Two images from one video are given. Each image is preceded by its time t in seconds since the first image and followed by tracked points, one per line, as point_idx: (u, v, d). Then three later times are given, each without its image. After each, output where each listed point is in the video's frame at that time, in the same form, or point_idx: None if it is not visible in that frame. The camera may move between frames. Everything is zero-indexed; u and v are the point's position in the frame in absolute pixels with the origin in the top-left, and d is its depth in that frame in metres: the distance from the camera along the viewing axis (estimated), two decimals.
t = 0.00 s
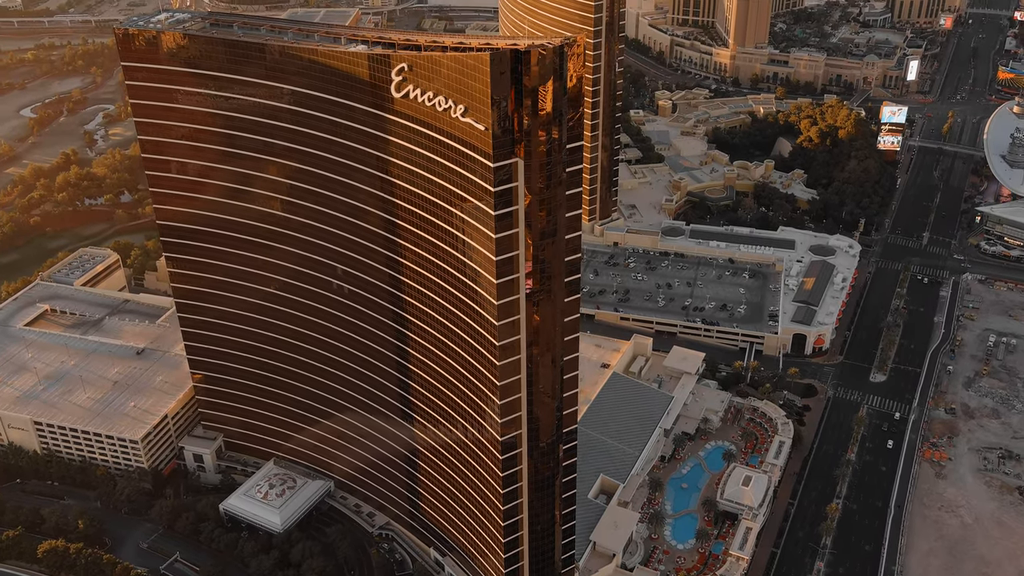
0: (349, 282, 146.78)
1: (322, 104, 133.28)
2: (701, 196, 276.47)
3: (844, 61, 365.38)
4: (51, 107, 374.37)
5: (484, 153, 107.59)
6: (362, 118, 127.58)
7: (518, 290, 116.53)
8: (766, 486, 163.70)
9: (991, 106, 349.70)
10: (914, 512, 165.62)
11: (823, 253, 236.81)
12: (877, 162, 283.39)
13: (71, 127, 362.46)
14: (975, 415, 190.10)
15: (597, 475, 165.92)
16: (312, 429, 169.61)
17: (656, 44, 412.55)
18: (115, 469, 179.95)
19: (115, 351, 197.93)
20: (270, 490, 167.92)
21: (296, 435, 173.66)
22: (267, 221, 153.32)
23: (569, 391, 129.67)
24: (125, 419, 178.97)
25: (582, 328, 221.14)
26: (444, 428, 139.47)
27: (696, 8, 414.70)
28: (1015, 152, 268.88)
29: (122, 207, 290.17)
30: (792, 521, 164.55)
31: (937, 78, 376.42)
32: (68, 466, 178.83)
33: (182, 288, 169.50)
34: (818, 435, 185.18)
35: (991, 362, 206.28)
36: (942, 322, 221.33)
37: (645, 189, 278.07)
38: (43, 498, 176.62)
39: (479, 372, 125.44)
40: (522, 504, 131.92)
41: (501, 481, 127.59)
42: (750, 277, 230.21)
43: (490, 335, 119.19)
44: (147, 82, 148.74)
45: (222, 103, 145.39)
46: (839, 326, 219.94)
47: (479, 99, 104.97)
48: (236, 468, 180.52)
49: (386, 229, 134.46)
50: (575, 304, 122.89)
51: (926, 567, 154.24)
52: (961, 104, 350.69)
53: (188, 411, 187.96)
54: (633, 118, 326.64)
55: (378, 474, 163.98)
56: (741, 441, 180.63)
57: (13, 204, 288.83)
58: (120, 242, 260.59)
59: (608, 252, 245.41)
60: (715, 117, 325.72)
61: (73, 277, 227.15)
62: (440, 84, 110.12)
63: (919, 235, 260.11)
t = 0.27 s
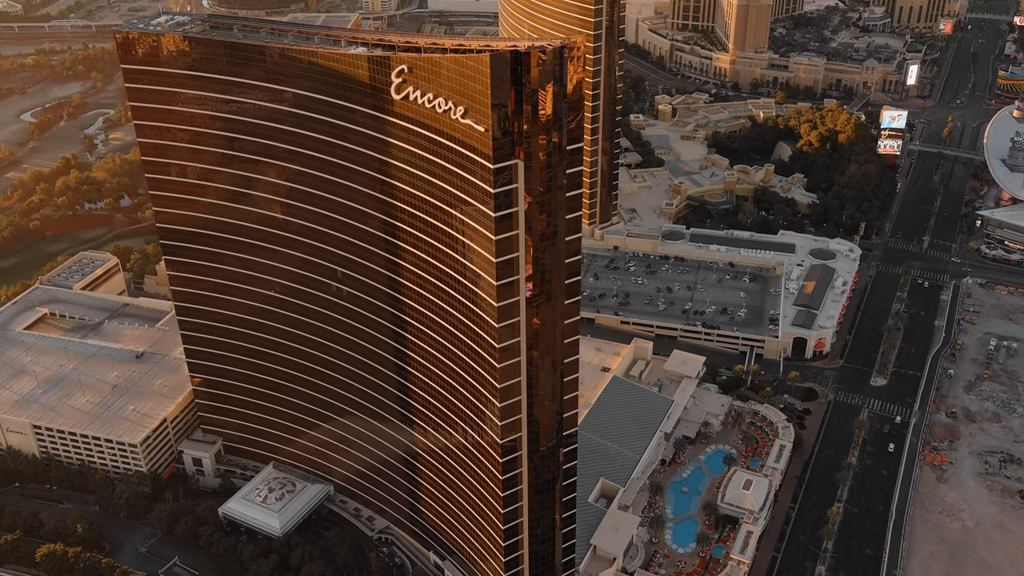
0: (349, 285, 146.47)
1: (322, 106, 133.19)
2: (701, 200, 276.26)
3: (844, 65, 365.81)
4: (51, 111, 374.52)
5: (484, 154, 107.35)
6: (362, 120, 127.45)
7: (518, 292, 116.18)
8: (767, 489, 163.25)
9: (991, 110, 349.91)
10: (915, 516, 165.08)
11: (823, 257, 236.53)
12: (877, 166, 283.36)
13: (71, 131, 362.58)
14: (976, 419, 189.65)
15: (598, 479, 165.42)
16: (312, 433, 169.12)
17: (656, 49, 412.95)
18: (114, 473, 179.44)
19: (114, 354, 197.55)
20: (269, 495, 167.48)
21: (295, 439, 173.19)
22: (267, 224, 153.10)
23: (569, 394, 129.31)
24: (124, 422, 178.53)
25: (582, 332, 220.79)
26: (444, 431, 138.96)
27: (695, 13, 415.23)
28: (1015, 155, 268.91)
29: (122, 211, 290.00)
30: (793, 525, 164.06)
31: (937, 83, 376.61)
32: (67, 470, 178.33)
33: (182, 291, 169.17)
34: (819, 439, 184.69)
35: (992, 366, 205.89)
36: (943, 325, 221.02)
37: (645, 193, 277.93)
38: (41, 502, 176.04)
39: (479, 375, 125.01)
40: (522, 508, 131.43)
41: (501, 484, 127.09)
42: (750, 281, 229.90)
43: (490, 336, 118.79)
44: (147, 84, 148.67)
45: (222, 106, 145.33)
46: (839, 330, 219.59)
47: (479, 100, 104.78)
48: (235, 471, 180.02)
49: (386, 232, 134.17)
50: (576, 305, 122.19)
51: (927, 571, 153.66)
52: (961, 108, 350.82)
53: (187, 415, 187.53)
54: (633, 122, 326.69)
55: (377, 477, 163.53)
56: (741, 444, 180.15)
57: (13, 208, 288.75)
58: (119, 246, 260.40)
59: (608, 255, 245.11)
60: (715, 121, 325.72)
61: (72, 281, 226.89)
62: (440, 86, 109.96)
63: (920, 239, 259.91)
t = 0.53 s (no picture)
0: (349, 287, 146.15)
1: (322, 108, 133.01)
2: (701, 204, 276.12)
3: (844, 70, 366.20)
4: (51, 116, 374.68)
5: (484, 155, 107.12)
6: (362, 122, 127.28)
7: (518, 294, 115.82)
8: (768, 492, 162.68)
9: (991, 115, 350.07)
10: (916, 519, 164.53)
11: (823, 261, 236.26)
12: (877, 171, 283.33)
13: (71, 136, 362.77)
14: (978, 423, 189.16)
15: (598, 482, 164.91)
16: (312, 436, 168.62)
17: (656, 54, 413.44)
18: (113, 476, 178.92)
19: (113, 358, 197.19)
20: (268, 498, 166.93)
21: (294, 442, 172.74)
22: (267, 227, 152.82)
23: (569, 396, 128.88)
24: (123, 426, 178.09)
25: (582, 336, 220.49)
26: (444, 434, 138.44)
27: (695, 18, 415.65)
28: (1015, 159, 268.99)
29: (121, 215, 289.85)
30: (794, 529, 163.53)
31: (937, 88, 376.74)
32: (66, 474, 177.83)
33: (181, 294, 168.84)
34: (819, 443, 184.18)
35: (993, 369, 205.51)
36: (944, 329, 220.66)
37: (645, 197, 277.86)
38: (40, 505, 175.54)
39: (478, 377, 124.59)
40: (522, 511, 130.89)
41: (501, 487, 126.58)
42: (750, 285, 229.64)
43: (490, 338, 118.36)
44: (147, 87, 148.63)
45: (221, 108, 145.19)
46: (840, 334, 219.27)
47: (479, 102, 104.59)
48: (234, 475, 179.52)
49: (386, 234, 133.88)
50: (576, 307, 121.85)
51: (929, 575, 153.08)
52: (961, 113, 350.99)
53: (186, 419, 187.09)
54: (633, 126, 326.80)
55: (376, 481, 163.03)
56: (741, 448, 179.71)
57: (13, 212, 288.66)
58: (119, 250, 260.24)
59: (608, 259, 244.88)
60: (715, 125, 325.81)
61: (71, 285, 226.66)
62: (440, 87, 109.82)
63: (920, 243, 259.72)
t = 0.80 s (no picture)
0: (349, 291, 145.91)
1: (322, 110, 132.81)
2: (701, 209, 276.12)
3: (843, 75, 366.68)
4: (51, 121, 374.89)
5: (484, 157, 106.87)
6: (362, 125, 127.13)
7: (518, 296, 115.50)
8: (769, 496, 162.06)
9: (990, 119, 350.36)
10: (918, 523, 163.97)
11: (824, 265, 235.96)
12: (877, 175, 283.35)
13: (71, 141, 362.92)
14: (979, 427, 188.64)
15: (598, 486, 164.45)
16: (311, 440, 168.18)
17: (656, 59, 413.97)
18: (112, 480, 178.38)
19: (112, 361, 196.79)
20: (268, 502, 166.51)
21: (294, 446, 172.20)
22: (267, 229, 152.55)
23: (569, 399, 128.42)
24: (122, 429, 177.67)
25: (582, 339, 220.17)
26: (444, 438, 137.94)
27: (695, 23, 416.35)
28: (1015, 164, 269.15)
29: (121, 219, 289.74)
30: (795, 533, 162.96)
31: (937, 92, 377.12)
32: (64, 478, 177.35)
33: (181, 297, 168.53)
34: (820, 447, 183.66)
35: (994, 373, 205.12)
36: (944, 333, 220.29)
37: (645, 202, 277.79)
38: (39, 510, 175.01)
39: (478, 380, 124.22)
40: (522, 514, 130.38)
41: (501, 490, 126.14)
42: (750, 289, 229.36)
43: (490, 340, 117.96)
44: (146, 89, 148.56)
45: (221, 110, 145.08)
46: (840, 338, 219.01)
47: (479, 103, 104.36)
48: (234, 479, 179.04)
49: (386, 237, 133.60)
50: (576, 309, 121.50)
51: None
52: (961, 118, 351.32)
53: (186, 422, 186.73)
54: (632, 131, 326.94)
55: (376, 485, 162.47)
56: (742, 452, 179.29)
57: (12, 217, 288.54)
58: (118, 254, 260.04)
59: (608, 263, 244.65)
60: (715, 130, 325.90)
61: (71, 289, 226.44)
62: (440, 88, 109.66)
63: (920, 247, 259.53)
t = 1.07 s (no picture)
0: (348, 293, 145.61)
1: (322, 112, 132.72)
2: (702, 212, 276.04)
3: (843, 79, 366.83)
4: (51, 125, 374.98)
5: (484, 158, 106.55)
6: (362, 127, 126.96)
7: (518, 298, 115.15)
8: (769, 500, 161.56)
9: (990, 124, 350.53)
10: (919, 527, 163.41)
11: (824, 269, 235.74)
12: (877, 179, 283.31)
13: (71, 145, 363.02)
14: (980, 430, 188.23)
15: (598, 490, 163.98)
16: (311, 443, 167.73)
17: (656, 64, 414.39)
18: (110, 484, 177.86)
19: (112, 365, 196.40)
20: (267, 505, 165.94)
21: (293, 449, 171.74)
22: (266, 231, 152.30)
23: (569, 402, 127.95)
24: (121, 433, 177.20)
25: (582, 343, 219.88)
26: (443, 441, 137.48)
27: (694, 28, 416.95)
28: (1015, 168, 269.25)
29: (121, 223, 289.69)
30: (795, 537, 162.41)
31: (937, 97, 377.41)
32: (63, 481, 176.83)
33: (180, 300, 168.24)
34: (821, 451, 183.19)
35: (994, 377, 204.71)
36: (945, 337, 219.95)
37: (645, 205, 277.73)
38: (37, 513, 174.43)
39: (478, 382, 123.77)
40: (522, 517, 129.84)
41: (501, 493, 125.62)
42: (750, 292, 229.13)
43: (490, 342, 117.48)
44: (146, 92, 148.51)
45: (221, 112, 144.98)
46: (841, 341, 218.67)
47: (479, 104, 104.12)
48: (232, 483, 178.55)
49: (385, 239, 133.29)
50: (576, 311, 121.11)
51: None
52: (961, 122, 351.58)
53: (185, 426, 186.25)
54: (633, 135, 327.04)
55: (375, 488, 161.94)
56: (742, 455, 178.80)
57: (12, 220, 288.42)
58: (118, 258, 259.84)
59: (608, 267, 244.47)
60: (715, 134, 325.99)
61: (70, 292, 226.22)
62: (440, 90, 109.48)
63: (921, 251, 259.37)
